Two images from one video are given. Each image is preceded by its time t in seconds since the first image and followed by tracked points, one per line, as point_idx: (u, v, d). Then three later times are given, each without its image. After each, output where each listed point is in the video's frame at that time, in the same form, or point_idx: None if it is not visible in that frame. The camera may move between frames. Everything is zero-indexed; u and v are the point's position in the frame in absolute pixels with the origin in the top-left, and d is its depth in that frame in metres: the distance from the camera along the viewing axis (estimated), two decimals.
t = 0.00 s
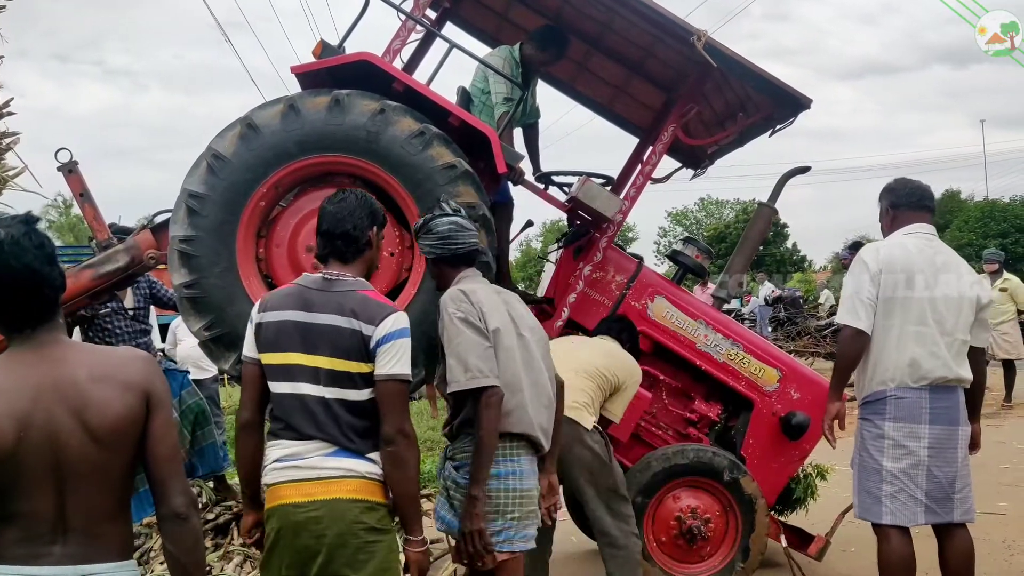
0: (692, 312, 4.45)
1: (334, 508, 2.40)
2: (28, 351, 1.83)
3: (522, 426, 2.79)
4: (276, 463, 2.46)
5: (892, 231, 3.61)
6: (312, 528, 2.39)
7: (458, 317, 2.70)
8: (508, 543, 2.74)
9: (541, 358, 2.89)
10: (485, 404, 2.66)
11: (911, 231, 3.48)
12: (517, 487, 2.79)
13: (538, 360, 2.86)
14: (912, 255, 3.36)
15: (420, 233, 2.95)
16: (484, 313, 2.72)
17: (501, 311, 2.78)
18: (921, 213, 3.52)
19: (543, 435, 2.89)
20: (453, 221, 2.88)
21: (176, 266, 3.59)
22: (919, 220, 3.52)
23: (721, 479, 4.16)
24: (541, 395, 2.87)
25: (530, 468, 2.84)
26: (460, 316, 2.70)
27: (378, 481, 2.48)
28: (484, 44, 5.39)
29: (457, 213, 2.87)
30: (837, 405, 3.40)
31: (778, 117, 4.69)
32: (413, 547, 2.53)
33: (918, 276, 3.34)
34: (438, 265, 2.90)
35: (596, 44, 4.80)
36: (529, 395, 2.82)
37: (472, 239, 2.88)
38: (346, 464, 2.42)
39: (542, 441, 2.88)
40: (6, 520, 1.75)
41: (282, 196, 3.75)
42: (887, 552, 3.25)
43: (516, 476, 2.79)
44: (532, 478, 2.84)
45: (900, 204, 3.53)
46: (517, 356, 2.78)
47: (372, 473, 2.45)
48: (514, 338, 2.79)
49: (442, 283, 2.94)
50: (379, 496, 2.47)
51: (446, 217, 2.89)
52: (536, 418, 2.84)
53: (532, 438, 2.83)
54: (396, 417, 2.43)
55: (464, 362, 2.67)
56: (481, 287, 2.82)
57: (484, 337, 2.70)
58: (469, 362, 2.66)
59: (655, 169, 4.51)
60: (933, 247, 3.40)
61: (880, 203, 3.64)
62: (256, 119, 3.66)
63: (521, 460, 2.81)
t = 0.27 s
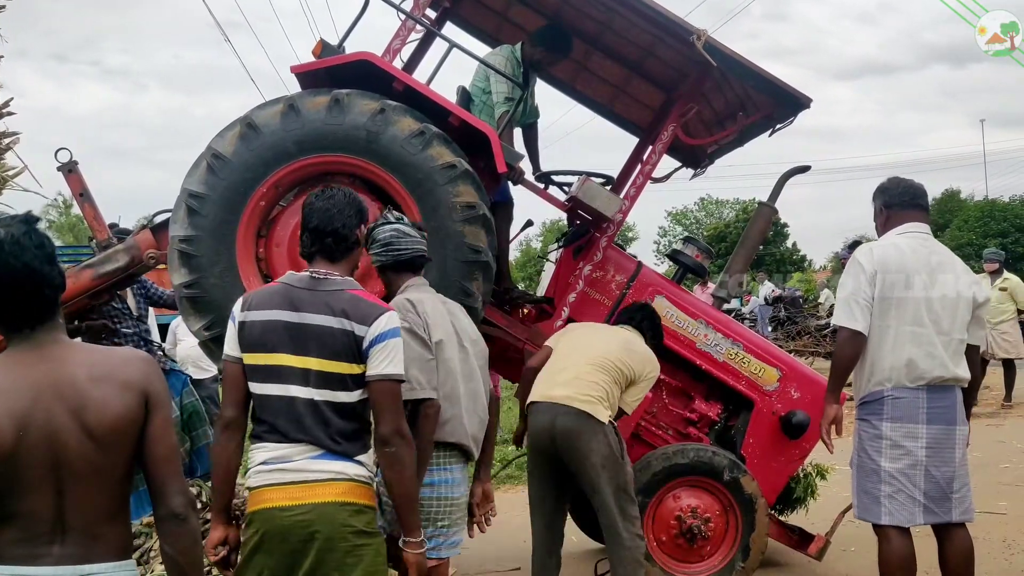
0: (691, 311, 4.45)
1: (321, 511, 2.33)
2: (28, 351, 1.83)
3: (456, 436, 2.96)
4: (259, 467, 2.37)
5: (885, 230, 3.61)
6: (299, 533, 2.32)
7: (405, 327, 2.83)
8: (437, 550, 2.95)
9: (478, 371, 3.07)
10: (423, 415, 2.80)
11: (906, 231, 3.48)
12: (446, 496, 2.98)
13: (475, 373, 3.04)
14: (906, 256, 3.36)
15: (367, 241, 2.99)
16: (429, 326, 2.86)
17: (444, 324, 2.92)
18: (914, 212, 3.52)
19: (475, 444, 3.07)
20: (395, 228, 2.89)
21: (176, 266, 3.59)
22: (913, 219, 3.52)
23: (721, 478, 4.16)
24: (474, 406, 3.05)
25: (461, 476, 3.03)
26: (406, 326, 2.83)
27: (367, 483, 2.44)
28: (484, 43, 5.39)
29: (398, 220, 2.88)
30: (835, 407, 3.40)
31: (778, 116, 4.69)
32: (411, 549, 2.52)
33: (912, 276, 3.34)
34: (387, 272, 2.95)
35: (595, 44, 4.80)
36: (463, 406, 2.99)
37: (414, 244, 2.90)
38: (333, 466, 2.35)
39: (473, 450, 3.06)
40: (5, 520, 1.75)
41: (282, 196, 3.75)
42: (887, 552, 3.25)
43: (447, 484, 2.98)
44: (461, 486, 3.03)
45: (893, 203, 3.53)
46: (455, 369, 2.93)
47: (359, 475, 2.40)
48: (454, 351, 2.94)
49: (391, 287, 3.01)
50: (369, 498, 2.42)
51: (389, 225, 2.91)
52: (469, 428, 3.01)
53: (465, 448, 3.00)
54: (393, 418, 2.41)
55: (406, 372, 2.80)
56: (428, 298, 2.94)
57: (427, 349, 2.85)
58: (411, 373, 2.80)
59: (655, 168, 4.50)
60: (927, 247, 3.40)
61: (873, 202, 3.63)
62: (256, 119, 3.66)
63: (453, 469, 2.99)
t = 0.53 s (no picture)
0: (690, 311, 4.45)
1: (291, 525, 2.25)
2: (24, 350, 1.83)
3: (405, 433, 2.87)
4: (221, 478, 2.28)
5: (880, 230, 3.61)
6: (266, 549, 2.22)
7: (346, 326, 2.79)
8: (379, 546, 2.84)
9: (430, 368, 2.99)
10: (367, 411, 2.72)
11: (901, 230, 3.48)
12: (391, 492, 2.87)
13: (425, 368, 2.97)
14: (901, 255, 3.36)
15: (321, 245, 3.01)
16: (372, 322, 2.82)
17: (388, 321, 2.88)
18: (908, 212, 3.53)
19: (427, 442, 2.98)
20: (342, 229, 2.89)
21: (174, 267, 3.59)
22: (909, 218, 3.52)
23: (719, 478, 4.16)
24: (427, 404, 2.97)
25: (411, 474, 2.92)
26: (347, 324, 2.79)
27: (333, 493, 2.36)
28: (482, 43, 5.39)
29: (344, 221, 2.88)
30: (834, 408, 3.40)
31: (777, 115, 4.69)
32: (379, 554, 2.52)
33: (907, 276, 3.35)
34: (338, 274, 2.96)
35: (594, 43, 4.80)
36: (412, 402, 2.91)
37: (361, 244, 2.89)
38: (301, 477, 2.27)
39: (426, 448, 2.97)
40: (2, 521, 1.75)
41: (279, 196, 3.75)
42: (885, 552, 3.25)
43: (393, 481, 2.88)
44: (410, 483, 2.92)
45: (886, 203, 3.54)
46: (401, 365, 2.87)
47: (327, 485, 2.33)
48: (399, 347, 2.88)
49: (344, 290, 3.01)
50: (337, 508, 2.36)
51: (337, 226, 2.92)
52: (419, 425, 2.93)
53: (416, 444, 2.91)
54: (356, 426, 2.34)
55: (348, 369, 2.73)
56: (371, 297, 2.90)
57: (369, 346, 2.79)
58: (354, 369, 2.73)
59: (654, 168, 4.51)
60: (922, 246, 3.40)
61: (867, 202, 3.64)
62: (254, 119, 3.66)
63: (401, 466, 2.89)
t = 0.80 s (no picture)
0: (690, 309, 4.44)
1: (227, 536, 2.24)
2: (28, 349, 1.82)
3: (343, 444, 2.76)
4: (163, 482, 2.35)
5: (878, 228, 3.61)
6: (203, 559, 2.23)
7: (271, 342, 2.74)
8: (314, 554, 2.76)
9: (377, 374, 2.84)
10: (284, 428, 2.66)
11: (900, 229, 3.48)
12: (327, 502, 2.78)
13: (370, 375, 2.82)
14: (900, 254, 3.36)
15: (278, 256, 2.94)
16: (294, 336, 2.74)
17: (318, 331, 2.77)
18: (907, 210, 3.52)
19: (377, 451, 2.84)
20: (293, 243, 2.81)
21: (174, 266, 3.59)
22: (908, 216, 3.52)
23: (720, 476, 4.16)
24: (374, 410, 2.83)
25: (353, 485, 2.80)
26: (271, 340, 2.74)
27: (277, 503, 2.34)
28: (483, 42, 5.39)
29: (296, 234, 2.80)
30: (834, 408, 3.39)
31: (778, 114, 4.69)
32: (316, 561, 2.45)
33: (907, 275, 3.35)
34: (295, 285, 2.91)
35: (595, 41, 4.80)
36: (352, 411, 2.78)
37: (313, 257, 2.81)
38: (242, 488, 2.26)
39: (374, 457, 2.84)
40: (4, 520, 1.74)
41: (280, 195, 3.75)
42: (886, 550, 3.25)
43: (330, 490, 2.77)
44: (350, 495, 2.79)
45: (886, 200, 3.53)
46: (334, 375, 2.75)
47: (269, 497, 2.31)
48: (331, 356, 2.77)
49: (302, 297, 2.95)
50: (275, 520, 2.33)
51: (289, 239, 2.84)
52: (360, 434, 2.80)
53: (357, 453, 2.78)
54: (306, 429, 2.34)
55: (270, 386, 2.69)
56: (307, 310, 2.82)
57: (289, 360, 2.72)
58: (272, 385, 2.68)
59: (654, 166, 4.50)
60: (921, 244, 3.40)
61: (865, 201, 3.63)
62: (255, 118, 3.66)
63: (341, 476, 2.78)
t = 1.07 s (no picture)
0: (693, 306, 4.44)
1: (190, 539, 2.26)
2: (32, 345, 1.81)
3: (314, 443, 2.77)
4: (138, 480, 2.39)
5: (879, 226, 3.60)
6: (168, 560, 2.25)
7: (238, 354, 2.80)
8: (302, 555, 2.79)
9: (347, 370, 2.82)
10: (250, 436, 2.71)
11: (902, 226, 3.47)
12: (306, 504, 2.78)
13: (338, 371, 2.81)
14: (901, 252, 3.36)
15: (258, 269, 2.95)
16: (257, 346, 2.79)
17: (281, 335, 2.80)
18: (909, 207, 3.52)
19: (353, 445, 2.83)
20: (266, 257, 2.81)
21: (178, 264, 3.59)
22: (910, 213, 3.51)
23: (723, 474, 4.16)
24: (346, 406, 2.81)
25: (332, 485, 2.80)
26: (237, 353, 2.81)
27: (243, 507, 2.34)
28: (484, 39, 5.38)
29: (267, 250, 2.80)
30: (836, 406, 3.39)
31: (780, 111, 4.68)
32: (281, 560, 2.41)
33: (909, 272, 3.35)
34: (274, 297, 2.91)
35: (597, 38, 4.79)
36: (321, 409, 2.79)
37: (284, 273, 2.80)
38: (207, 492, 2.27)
39: (351, 452, 2.82)
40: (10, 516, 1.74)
41: (283, 192, 3.75)
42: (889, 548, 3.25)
43: (309, 492, 2.78)
44: (331, 495, 2.80)
45: (887, 197, 3.53)
46: (299, 376, 2.77)
47: (235, 501, 2.31)
48: (296, 359, 2.79)
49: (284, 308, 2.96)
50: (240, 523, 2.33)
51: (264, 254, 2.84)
52: (332, 431, 2.79)
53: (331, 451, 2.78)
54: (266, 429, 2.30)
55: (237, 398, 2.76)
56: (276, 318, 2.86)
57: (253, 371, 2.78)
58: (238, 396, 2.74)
59: (656, 164, 4.50)
60: (923, 242, 3.40)
61: (866, 198, 3.63)
62: (258, 115, 3.66)
63: (319, 477, 2.79)
